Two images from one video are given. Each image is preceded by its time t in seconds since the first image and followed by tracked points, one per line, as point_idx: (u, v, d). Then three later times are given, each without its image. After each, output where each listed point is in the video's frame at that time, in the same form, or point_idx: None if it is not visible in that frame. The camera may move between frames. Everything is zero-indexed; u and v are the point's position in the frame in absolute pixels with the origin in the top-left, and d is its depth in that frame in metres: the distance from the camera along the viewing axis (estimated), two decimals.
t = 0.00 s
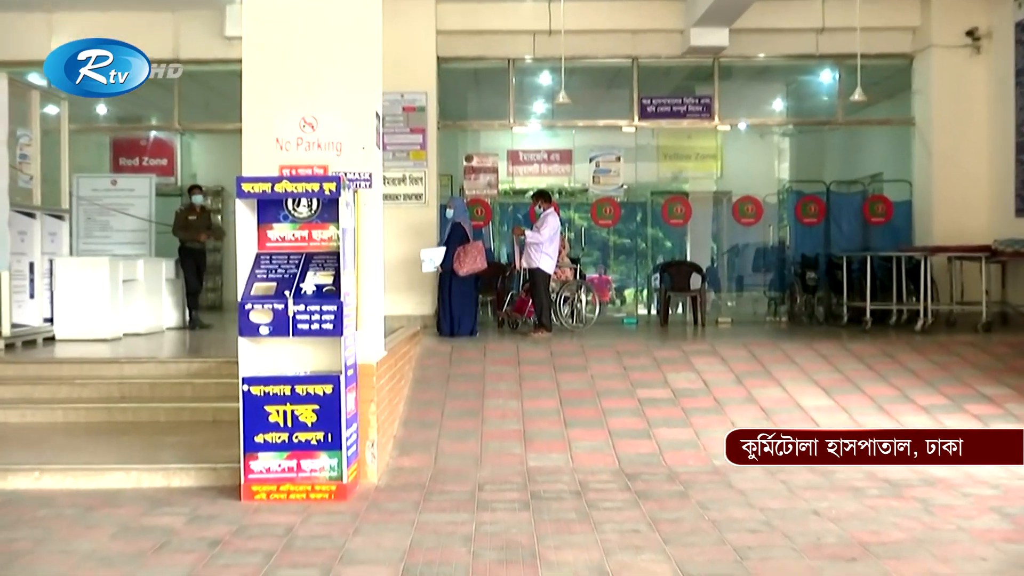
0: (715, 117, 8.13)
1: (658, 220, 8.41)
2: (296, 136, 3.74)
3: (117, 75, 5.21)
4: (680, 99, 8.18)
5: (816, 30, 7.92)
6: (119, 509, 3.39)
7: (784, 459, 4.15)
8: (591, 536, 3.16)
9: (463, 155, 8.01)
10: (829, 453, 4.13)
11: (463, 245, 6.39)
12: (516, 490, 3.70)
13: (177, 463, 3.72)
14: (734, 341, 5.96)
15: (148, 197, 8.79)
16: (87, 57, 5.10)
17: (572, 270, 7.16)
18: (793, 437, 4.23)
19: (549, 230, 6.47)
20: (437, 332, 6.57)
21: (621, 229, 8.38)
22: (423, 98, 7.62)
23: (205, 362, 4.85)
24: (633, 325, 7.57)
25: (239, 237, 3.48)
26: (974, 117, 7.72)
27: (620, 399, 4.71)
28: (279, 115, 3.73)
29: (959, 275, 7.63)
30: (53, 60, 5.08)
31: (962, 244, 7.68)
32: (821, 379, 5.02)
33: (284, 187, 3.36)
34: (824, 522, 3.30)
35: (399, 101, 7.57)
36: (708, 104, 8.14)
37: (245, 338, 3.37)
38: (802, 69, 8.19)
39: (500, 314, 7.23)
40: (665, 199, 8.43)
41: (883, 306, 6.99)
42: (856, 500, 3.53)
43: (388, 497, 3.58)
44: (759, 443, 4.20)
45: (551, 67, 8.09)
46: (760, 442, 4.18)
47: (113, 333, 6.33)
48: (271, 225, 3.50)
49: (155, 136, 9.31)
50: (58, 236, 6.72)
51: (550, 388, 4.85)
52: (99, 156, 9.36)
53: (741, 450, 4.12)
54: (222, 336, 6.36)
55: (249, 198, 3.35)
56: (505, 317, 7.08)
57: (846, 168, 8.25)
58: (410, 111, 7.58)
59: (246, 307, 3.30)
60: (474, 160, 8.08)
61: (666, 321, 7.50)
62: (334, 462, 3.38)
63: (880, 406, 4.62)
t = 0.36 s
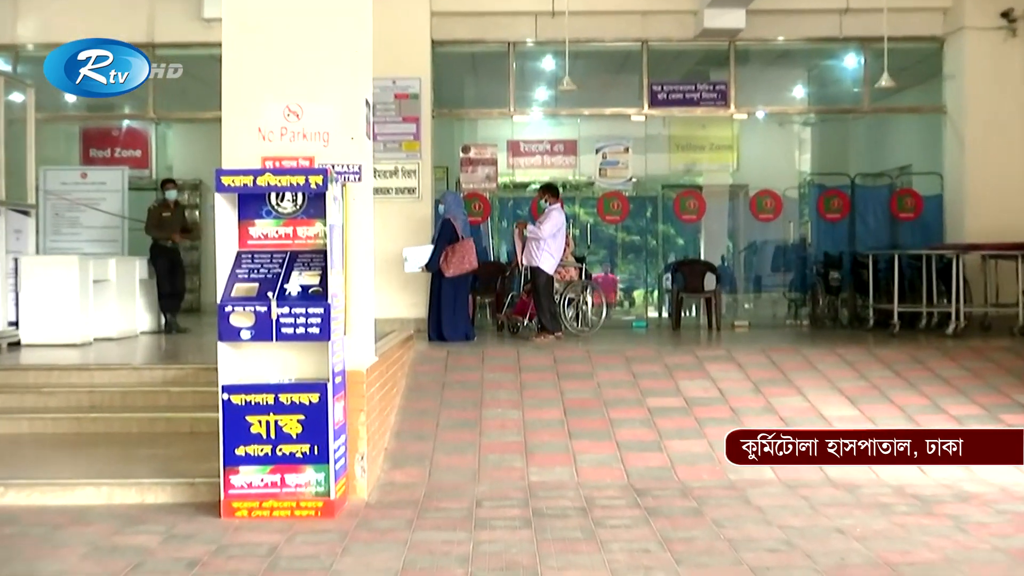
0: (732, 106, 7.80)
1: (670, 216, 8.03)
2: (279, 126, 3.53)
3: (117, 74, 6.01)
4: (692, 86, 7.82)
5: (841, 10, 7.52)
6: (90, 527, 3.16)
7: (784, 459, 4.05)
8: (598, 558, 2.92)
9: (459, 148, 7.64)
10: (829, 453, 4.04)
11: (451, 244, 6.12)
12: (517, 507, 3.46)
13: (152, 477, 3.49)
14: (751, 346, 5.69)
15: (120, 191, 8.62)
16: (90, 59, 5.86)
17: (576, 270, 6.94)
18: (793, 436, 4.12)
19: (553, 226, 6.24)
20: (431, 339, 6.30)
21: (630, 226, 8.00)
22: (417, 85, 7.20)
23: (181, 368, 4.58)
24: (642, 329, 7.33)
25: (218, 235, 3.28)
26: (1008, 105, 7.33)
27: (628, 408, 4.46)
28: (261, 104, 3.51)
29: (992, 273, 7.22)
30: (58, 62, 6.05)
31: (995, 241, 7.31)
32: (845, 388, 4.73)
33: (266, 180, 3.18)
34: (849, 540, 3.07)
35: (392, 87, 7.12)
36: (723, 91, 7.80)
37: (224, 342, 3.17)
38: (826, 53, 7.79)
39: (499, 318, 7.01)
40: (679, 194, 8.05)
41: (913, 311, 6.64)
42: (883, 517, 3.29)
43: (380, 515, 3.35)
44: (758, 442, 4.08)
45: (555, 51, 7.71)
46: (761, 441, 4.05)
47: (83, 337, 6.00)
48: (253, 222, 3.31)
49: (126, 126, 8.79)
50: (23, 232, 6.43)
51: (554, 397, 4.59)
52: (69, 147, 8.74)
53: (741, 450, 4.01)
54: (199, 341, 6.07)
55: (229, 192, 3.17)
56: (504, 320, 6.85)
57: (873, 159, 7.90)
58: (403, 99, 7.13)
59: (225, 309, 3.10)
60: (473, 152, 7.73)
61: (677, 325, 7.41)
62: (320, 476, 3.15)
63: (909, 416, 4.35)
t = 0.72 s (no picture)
0: (748, 94, 7.55)
1: (683, 213, 7.85)
2: (262, 117, 3.34)
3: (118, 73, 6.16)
4: (705, 72, 7.57)
5: None
6: (59, 546, 2.96)
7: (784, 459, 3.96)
8: None
9: (455, 140, 7.42)
10: (830, 453, 3.96)
11: (444, 241, 5.97)
12: (518, 525, 3.26)
13: (127, 493, 3.29)
14: (768, 351, 5.47)
15: (91, 185, 8.53)
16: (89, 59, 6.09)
17: (581, 271, 6.74)
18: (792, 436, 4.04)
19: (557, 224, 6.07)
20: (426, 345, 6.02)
21: (639, 223, 7.81)
22: (411, 72, 6.77)
23: (157, 377, 4.39)
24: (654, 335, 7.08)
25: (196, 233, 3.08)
26: None
27: (639, 420, 4.24)
28: (243, 94, 3.32)
29: None
30: (58, 63, 6.34)
31: None
32: (869, 397, 4.50)
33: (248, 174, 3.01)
34: (872, 561, 2.86)
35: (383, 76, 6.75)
36: (739, 78, 7.55)
37: (205, 348, 3.01)
38: (850, 37, 7.55)
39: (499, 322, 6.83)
40: (691, 190, 7.85)
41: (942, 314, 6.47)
42: (910, 535, 3.10)
43: (371, 533, 3.15)
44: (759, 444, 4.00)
45: (558, 35, 7.46)
46: (760, 442, 3.98)
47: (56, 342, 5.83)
48: (234, 220, 3.13)
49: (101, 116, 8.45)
50: None
51: (558, 407, 4.38)
52: (37, 139, 8.32)
53: (740, 450, 3.94)
54: (177, 347, 5.83)
55: (209, 186, 2.99)
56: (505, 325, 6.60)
57: (899, 150, 7.58)
58: (396, 87, 6.76)
59: (206, 312, 2.94)
60: (471, 143, 7.54)
61: (689, 330, 7.07)
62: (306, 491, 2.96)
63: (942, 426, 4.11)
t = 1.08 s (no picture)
0: (778, 81, 7.26)
1: (708, 208, 7.91)
2: (257, 106, 3.18)
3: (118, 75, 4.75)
4: (733, 57, 7.25)
5: None
6: (39, 565, 2.77)
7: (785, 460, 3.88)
8: None
9: (464, 129, 7.24)
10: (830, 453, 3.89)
11: (451, 241, 5.77)
12: (532, 543, 3.08)
13: (111, 507, 3.11)
14: (799, 358, 5.26)
15: (72, 177, 8.38)
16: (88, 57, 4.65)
17: (600, 271, 6.52)
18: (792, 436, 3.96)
19: (574, 217, 5.85)
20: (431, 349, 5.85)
21: (661, 220, 7.92)
22: (416, 57, 6.56)
23: (145, 384, 4.23)
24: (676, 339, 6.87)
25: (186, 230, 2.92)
26: None
27: (662, 432, 4.04)
28: (236, 81, 3.17)
29: None
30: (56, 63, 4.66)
31: None
32: (909, 407, 4.29)
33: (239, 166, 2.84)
34: None
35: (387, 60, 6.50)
36: (769, 63, 7.24)
37: (195, 352, 2.83)
38: (889, 20, 7.28)
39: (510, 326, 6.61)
40: (719, 181, 7.93)
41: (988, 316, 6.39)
42: (951, 556, 2.91)
43: (373, 552, 2.97)
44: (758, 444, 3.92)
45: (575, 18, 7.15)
46: (761, 442, 3.90)
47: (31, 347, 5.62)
48: (228, 216, 2.96)
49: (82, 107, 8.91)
50: None
51: (574, 417, 4.18)
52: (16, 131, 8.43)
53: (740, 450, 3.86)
54: (167, 351, 5.63)
55: (199, 179, 2.83)
56: (517, 329, 6.38)
57: (941, 142, 7.55)
58: (399, 72, 6.50)
59: (197, 314, 2.77)
60: (480, 130, 7.36)
61: (717, 333, 6.89)
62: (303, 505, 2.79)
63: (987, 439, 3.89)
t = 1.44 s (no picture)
0: (797, 65, 7.15)
1: (725, 205, 7.74)
2: (240, 95, 3.04)
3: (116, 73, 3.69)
4: (747, 41, 7.12)
5: None
6: None
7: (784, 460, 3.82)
8: None
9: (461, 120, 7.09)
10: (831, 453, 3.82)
11: (450, 241, 5.60)
12: (534, 562, 2.93)
13: (82, 524, 3.02)
14: (820, 363, 5.08)
15: (41, 171, 8.62)
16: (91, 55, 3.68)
17: (605, 271, 6.36)
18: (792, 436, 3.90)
19: (582, 213, 5.68)
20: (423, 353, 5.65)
21: (671, 215, 7.71)
22: (410, 41, 6.26)
23: (120, 392, 4.07)
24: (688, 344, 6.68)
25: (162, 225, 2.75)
26: None
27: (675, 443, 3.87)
28: (217, 69, 3.03)
29: None
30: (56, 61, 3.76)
31: None
32: (938, 415, 4.12)
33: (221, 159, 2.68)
34: None
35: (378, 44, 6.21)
36: (788, 48, 7.14)
37: (172, 358, 2.67)
38: (916, 4, 7.29)
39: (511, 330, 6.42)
40: (736, 174, 7.75)
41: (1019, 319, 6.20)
42: None
43: (362, 571, 2.82)
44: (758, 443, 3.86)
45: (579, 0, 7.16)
46: (761, 442, 3.84)
47: None
48: (207, 211, 2.79)
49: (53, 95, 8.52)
50: None
51: (579, 427, 4.01)
52: None
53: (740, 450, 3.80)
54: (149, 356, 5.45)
55: (177, 172, 2.66)
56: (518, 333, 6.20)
57: (972, 132, 7.46)
58: (389, 55, 6.24)
59: (175, 315, 2.60)
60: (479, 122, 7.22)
61: (727, 339, 6.76)
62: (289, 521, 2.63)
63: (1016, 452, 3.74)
